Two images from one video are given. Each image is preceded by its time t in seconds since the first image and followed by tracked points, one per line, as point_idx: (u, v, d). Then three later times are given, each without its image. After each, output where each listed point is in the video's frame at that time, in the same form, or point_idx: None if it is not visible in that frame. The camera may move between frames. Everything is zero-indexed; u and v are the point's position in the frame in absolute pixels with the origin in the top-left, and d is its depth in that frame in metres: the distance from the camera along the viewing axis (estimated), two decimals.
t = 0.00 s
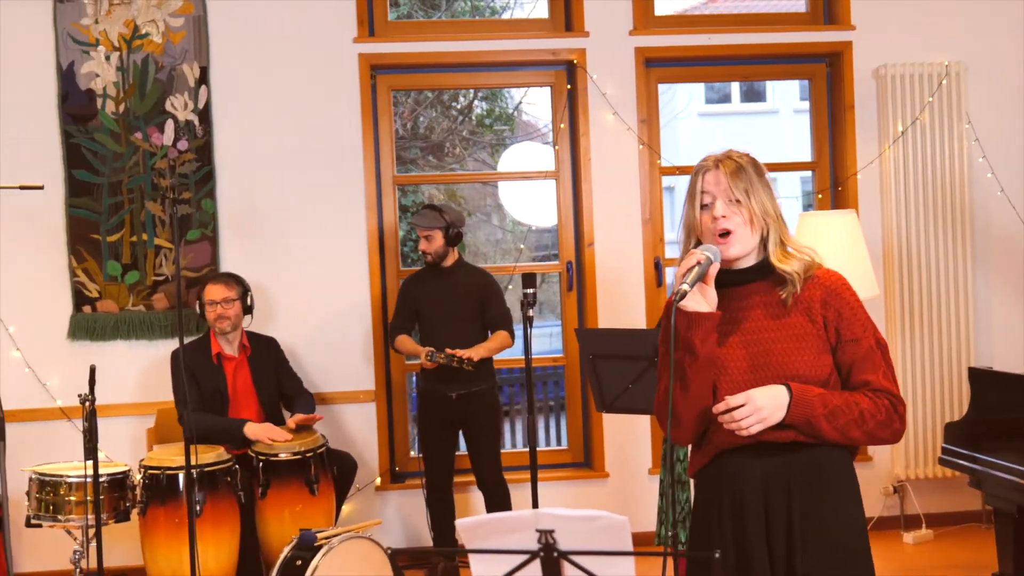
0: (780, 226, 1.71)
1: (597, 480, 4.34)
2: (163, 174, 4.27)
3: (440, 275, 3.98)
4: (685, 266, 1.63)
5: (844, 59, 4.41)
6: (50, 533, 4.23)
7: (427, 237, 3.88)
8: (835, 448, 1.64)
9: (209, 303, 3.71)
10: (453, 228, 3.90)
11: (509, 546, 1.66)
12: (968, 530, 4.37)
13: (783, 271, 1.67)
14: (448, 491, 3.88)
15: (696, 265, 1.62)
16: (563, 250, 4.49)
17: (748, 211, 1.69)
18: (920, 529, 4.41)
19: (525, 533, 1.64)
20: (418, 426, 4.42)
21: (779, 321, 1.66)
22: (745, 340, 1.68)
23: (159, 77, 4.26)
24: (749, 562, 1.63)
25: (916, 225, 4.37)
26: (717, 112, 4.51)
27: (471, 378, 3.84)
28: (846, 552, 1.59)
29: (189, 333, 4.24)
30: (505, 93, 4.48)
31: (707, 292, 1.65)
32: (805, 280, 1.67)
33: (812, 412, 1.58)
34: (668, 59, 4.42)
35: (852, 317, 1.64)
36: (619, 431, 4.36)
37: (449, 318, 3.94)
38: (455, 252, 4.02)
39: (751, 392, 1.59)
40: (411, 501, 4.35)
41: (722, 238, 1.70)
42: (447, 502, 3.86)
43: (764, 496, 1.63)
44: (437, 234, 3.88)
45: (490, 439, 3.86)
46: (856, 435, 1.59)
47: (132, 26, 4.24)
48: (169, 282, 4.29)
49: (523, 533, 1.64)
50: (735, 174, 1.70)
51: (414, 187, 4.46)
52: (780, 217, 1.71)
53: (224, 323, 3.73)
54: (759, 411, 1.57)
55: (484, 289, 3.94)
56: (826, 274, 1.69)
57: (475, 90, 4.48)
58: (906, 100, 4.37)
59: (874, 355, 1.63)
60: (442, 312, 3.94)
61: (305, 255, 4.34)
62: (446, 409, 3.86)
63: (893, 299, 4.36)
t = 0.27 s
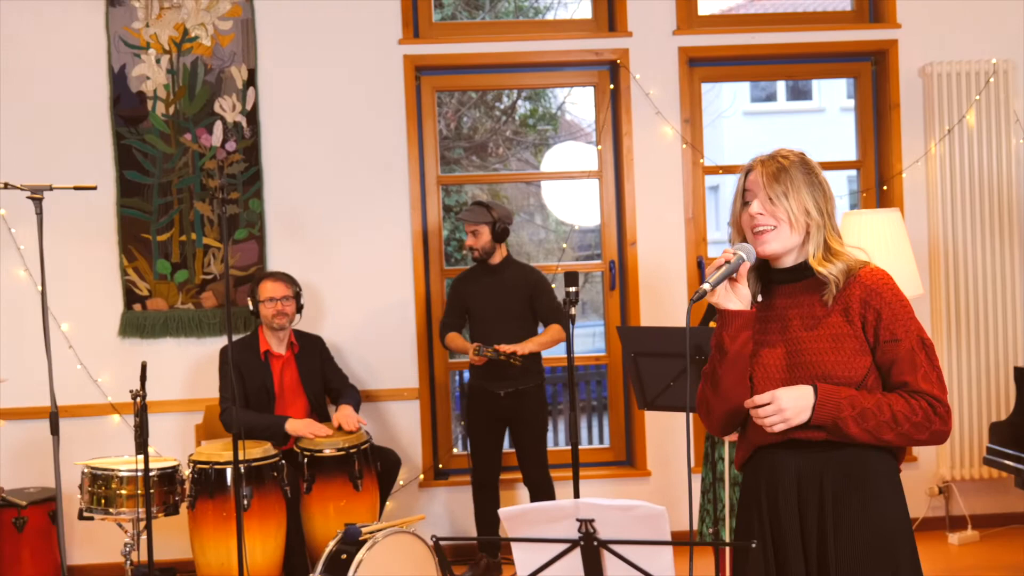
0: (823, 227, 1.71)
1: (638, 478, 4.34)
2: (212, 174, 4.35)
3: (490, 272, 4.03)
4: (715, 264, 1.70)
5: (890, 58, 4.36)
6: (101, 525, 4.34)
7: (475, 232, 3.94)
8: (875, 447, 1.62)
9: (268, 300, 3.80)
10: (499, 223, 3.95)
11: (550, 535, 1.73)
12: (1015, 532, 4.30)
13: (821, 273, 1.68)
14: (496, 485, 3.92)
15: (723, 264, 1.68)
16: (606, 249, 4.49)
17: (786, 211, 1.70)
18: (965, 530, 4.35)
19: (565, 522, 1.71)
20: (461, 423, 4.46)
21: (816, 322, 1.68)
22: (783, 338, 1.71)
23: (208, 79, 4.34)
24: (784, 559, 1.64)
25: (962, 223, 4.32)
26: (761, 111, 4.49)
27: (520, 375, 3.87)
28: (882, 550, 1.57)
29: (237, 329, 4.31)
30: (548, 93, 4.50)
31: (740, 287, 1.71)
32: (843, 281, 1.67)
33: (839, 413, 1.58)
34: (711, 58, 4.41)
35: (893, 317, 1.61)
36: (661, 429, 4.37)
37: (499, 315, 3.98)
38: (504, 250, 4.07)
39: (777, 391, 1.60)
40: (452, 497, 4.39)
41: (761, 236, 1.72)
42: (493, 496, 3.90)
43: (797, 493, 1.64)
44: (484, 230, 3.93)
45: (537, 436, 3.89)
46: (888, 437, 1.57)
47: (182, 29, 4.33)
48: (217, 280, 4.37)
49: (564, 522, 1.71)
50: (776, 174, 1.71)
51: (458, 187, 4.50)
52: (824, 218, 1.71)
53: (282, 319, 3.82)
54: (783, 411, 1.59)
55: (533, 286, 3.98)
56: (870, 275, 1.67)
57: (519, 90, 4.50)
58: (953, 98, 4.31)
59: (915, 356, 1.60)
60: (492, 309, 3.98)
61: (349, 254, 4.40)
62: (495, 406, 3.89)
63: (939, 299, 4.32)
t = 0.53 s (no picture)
0: (848, 226, 1.74)
1: (663, 476, 4.38)
2: (241, 175, 4.42)
3: (527, 272, 4.07)
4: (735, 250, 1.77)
5: (917, 58, 4.35)
6: (133, 520, 4.42)
7: (513, 230, 3.97)
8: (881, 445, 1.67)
9: (298, 299, 3.85)
10: (538, 222, 3.98)
11: (576, 524, 1.74)
12: None
13: (840, 271, 1.71)
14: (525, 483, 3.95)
15: (741, 251, 1.76)
16: (631, 249, 4.51)
17: (809, 208, 1.74)
18: (990, 531, 4.33)
19: (592, 512, 1.73)
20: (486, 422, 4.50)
21: (831, 318, 1.73)
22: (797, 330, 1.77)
23: (237, 81, 4.40)
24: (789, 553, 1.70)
25: (989, 223, 4.30)
26: (787, 110, 4.48)
27: (552, 374, 3.91)
28: (884, 545, 1.63)
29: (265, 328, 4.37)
30: (574, 94, 4.52)
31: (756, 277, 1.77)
32: (862, 279, 1.71)
33: (844, 409, 1.63)
34: (737, 58, 4.41)
35: (905, 317, 1.66)
36: (685, 428, 4.39)
37: (534, 315, 4.03)
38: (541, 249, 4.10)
39: (784, 386, 1.67)
40: (477, 495, 4.43)
41: (783, 230, 1.77)
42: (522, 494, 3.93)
43: (803, 489, 1.70)
44: (522, 228, 3.96)
45: (568, 435, 3.91)
46: (892, 435, 1.62)
47: (212, 32, 4.40)
48: (246, 279, 4.44)
49: (590, 512, 1.73)
50: (803, 170, 1.75)
51: (483, 187, 4.54)
52: (849, 216, 1.74)
53: (312, 317, 3.87)
54: (788, 405, 1.65)
55: (568, 287, 4.01)
56: (889, 274, 1.70)
57: (544, 91, 4.53)
58: (980, 98, 4.29)
59: (925, 356, 1.64)
60: (528, 309, 4.03)
61: (376, 254, 4.45)
62: (527, 405, 3.94)
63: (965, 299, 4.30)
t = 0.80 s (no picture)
0: (857, 230, 1.80)
1: (675, 474, 4.43)
2: (259, 175, 4.48)
3: (548, 271, 4.11)
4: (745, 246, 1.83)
5: (929, 58, 4.37)
6: (152, 515, 4.48)
7: (537, 230, 4.02)
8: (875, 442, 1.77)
9: (314, 297, 3.91)
10: (563, 223, 4.02)
11: (591, 511, 1.77)
12: None
13: (849, 274, 1.78)
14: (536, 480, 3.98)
15: (751, 246, 1.82)
16: (643, 248, 4.54)
17: (816, 212, 1.80)
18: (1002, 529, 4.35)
19: (606, 500, 1.75)
20: (499, 419, 4.55)
21: (836, 318, 1.80)
22: (801, 325, 1.85)
23: (255, 82, 4.46)
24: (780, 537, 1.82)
25: (1001, 222, 4.31)
26: (800, 109, 4.51)
27: (567, 373, 3.94)
28: (868, 537, 1.74)
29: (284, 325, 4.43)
30: (587, 94, 4.56)
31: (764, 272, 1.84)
32: (869, 282, 1.78)
33: (840, 406, 1.72)
34: (750, 59, 4.44)
35: (907, 322, 1.73)
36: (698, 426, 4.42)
37: (552, 314, 4.06)
38: (565, 250, 4.14)
39: (783, 378, 1.76)
40: (491, 492, 4.47)
41: (791, 232, 1.84)
42: (534, 491, 3.97)
43: (796, 474, 1.81)
44: (546, 229, 4.01)
45: (582, 434, 3.94)
46: (884, 434, 1.71)
47: (230, 33, 4.46)
48: (263, 277, 4.50)
49: (604, 499, 1.75)
50: (810, 174, 1.80)
51: (496, 187, 4.58)
52: (859, 221, 1.79)
53: (327, 315, 3.94)
54: (786, 397, 1.74)
55: (588, 289, 4.04)
56: (895, 277, 1.77)
57: (557, 91, 4.56)
58: (992, 97, 4.30)
59: (923, 360, 1.72)
60: (546, 308, 4.06)
61: (391, 253, 4.50)
62: (541, 403, 3.98)
63: (978, 298, 4.32)
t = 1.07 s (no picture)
0: (868, 236, 1.83)
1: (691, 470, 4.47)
2: (280, 175, 4.54)
3: (558, 268, 4.16)
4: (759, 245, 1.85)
5: (944, 59, 4.39)
6: (175, 509, 4.56)
7: (550, 226, 4.07)
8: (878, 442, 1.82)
9: (334, 296, 3.96)
10: (575, 221, 4.06)
11: (608, 499, 1.81)
12: None
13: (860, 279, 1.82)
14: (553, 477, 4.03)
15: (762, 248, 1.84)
16: (660, 247, 4.58)
17: (827, 217, 1.83)
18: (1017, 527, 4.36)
19: (623, 488, 1.79)
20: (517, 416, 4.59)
21: (846, 319, 1.85)
22: (810, 324, 1.90)
23: (276, 83, 4.53)
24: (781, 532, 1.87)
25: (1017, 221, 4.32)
26: (817, 109, 4.54)
27: (578, 370, 3.99)
28: (868, 533, 1.79)
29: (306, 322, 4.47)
30: (603, 94, 4.61)
31: (776, 273, 1.86)
32: (878, 286, 1.82)
33: (848, 405, 1.77)
34: (765, 59, 4.46)
35: (915, 327, 1.79)
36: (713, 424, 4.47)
37: (562, 311, 4.10)
38: (575, 247, 4.19)
39: (795, 377, 1.80)
40: (507, 488, 4.52)
41: (802, 236, 1.88)
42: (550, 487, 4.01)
43: (800, 470, 1.86)
44: (559, 226, 4.06)
45: (596, 431, 3.98)
46: (888, 434, 1.77)
47: (252, 36, 4.53)
48: (284, 277, 4.57)
49: (621, 487, 1.80)
50: (825, 180, 1.83)
51: (513, 187, 4.64)
52: (870, 227, 1.83)
53: (346, 315, 3.99)
54: (796, 396, 1.79)
55: (598, 287, 4.08)
56: (903, 284, 1.82)
57: (574, 92, 4.61)
58: (1008, 97, 4.31)
59: (929, 365, 1.78)
60: (556, 305, 4.11)
61: (409, 252, 4.55)
62: (554, 399, 4.02)
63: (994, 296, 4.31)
